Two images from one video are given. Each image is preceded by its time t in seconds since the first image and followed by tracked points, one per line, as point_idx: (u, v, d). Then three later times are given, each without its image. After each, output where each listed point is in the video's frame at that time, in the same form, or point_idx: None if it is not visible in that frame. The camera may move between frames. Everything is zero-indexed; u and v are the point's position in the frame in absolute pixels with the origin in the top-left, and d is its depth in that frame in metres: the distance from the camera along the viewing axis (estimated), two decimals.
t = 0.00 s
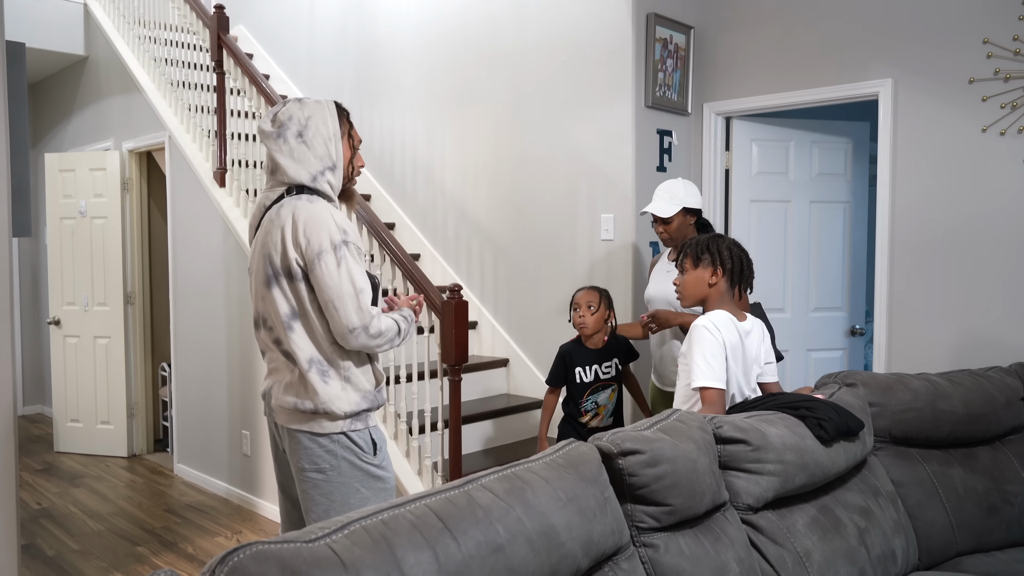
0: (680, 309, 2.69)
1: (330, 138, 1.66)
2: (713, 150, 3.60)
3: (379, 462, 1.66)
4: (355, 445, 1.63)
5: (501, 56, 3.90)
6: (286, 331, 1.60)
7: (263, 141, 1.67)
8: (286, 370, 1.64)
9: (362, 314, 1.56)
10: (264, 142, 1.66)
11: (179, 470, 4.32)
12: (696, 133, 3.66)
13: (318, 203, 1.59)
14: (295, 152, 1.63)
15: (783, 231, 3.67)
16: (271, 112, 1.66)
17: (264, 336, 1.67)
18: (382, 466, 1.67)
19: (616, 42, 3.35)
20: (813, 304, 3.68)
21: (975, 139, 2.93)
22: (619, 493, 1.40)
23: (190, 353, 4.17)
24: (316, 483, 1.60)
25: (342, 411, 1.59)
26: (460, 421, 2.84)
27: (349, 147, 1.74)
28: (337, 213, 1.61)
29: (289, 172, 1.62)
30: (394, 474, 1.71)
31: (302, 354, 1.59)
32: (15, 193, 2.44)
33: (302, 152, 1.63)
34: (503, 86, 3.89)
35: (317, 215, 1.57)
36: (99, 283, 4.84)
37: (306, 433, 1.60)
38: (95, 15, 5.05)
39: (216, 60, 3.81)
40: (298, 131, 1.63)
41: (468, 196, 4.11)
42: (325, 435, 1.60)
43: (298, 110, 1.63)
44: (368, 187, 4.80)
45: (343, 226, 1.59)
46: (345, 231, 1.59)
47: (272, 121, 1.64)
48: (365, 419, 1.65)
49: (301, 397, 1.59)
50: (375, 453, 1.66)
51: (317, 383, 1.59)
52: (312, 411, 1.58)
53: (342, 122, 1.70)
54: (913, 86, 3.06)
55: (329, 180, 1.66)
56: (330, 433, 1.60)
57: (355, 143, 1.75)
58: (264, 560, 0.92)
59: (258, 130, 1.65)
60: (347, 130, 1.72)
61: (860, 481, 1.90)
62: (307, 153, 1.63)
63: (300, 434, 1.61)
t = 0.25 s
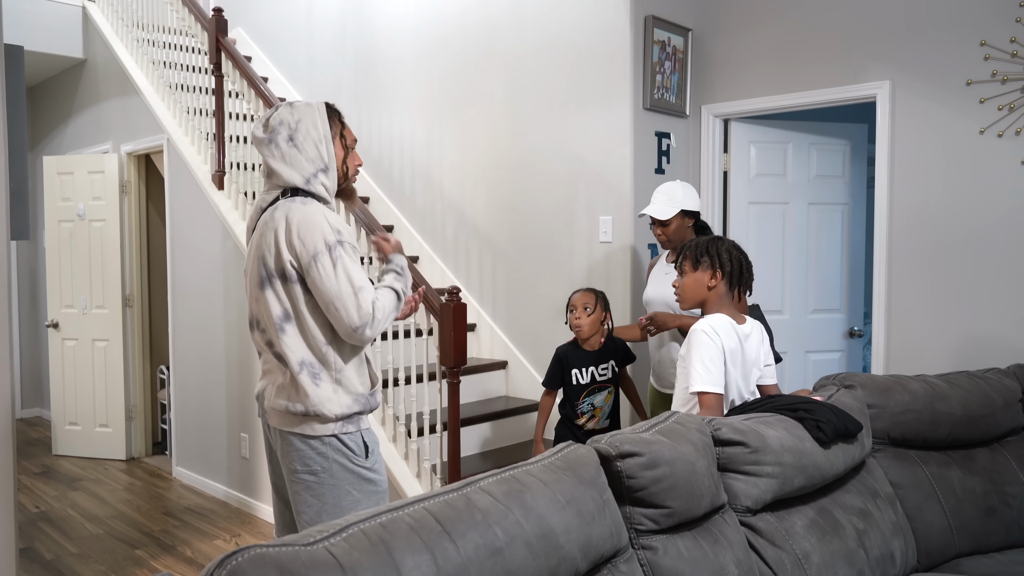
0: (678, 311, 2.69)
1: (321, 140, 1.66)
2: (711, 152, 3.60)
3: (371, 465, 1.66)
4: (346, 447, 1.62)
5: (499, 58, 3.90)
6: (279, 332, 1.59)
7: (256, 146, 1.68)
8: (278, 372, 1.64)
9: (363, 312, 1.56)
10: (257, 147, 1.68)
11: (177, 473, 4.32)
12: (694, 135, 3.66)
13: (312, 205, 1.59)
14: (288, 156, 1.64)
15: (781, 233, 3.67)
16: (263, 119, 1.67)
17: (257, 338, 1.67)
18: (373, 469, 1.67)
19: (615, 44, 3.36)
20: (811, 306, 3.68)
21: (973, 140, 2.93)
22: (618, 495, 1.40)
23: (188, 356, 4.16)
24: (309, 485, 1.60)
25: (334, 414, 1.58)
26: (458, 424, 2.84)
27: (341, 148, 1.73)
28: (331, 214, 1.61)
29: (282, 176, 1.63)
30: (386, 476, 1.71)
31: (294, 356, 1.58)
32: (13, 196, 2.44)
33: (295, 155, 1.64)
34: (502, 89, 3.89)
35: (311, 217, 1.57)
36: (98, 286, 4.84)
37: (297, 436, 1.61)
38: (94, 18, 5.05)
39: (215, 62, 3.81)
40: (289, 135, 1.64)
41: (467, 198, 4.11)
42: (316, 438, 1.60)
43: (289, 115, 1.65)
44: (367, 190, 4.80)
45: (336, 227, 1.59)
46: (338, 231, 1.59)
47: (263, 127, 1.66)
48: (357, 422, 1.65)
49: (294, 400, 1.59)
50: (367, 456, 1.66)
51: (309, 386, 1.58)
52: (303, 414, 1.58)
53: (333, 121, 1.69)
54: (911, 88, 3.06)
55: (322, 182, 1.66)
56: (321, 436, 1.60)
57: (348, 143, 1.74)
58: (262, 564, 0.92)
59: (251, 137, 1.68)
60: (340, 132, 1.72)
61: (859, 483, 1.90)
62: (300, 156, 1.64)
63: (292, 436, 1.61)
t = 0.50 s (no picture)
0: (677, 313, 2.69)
1: (319, 142, 1.66)
2: (710, 154, 3.60)
3: (372, 468, 1.66)
4: (346, 450, 1.62)
5: (498, 61, 3.90)
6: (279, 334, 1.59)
7: (257, 150, 1.69)
8: (278, 374, 1.64)
9: (356, 317, 1.56)
10: (258, 151, 1.69)
11: (176, 475, 4.31)
12: (692, 137, 3.67)
13: (311, 208, 1.59)
14: (287, 159, 1.64)
15: (780, 235, 3.68)
16: (263, 124, 1.69)
17: (257, 340, 1.67)
18: (374, 471, 1.67)
19: (613, 46, 3.36)
20: (810, 308, 3.68)
21: (971, 142, 2.94)
22: (617, 497, 1.40)
23: (187, 358, 4.16)
24: (308, 487, 1.60)
25: (335, 415, 1.58)
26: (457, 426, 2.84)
27: (340, 150, 1.72)
28: (330, 217, 1.61)
29: (281, 178, 1.63)
30: (387, 479, 1.71)
31: (294, 358, 1.59)
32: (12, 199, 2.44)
33: (294, 158, 1.64)
34: (500, 91, 3.89)
35: (309, 220, 1.57)
36: (96, 289, 4.84)
37: (298, 438, 1.61)
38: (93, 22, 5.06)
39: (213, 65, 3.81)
40: (288, 138, 1.65)
41: (465, 200, 4.11)
42: (316, 440, 1.60)
43: (287, 118, 1.66)
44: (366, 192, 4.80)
45: (335, 230, 1.59)
46: (337, 235, 1.59)
47: (263, 132, 1.67)
48: (357, 424, 1.64)
49: (294, 402, 1.60)
50: (367, 459, 1.65)
51: (308, 388, 1.58)
52: (303, 416, 1.58)
53: (332, 123, 1.69)
54: (909, 90, 3.07)
55: (321, 184, 1.66)
56: (322, 438, 1.59)
57: (347, 145, 1.73)
58: (261, 567, 0.92)
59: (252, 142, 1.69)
60: (339, 134, 1.71)
61: (858, 485, 1.90)
62: (299, 158, 1.64)
63: (293, 438, 1.61)
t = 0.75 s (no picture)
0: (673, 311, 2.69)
1: (326, 144, 1.65)
2: (706, 153, 3.61)
3: (374, 466, 1.66)
4: (349, 449, 1.62)
5: (495, 59, 3.90)
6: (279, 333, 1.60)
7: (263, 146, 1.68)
8: (278, 374, 1.64)
9: (347, 322, 1.56)
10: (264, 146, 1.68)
11: (173, 475, 4.31)
12: (689, 136, 3.67)
13: (312, 208, 1.59)
14: (293, 157, 1.64)
15: (776, 234, 3.68)
16: (274, 119, 1.68)
17: (257, 339, 1.67)
18: (377, 470, 1.67)
19: (610, 45, 3.36)
20: (807, 306, 3.69)
21: (967, 141, 2.94)
22: (613, 496, 1.40)
23: (184, 357, 4.16)
24: (311, 487, 1.60)
25: (337, 414, 1.59)
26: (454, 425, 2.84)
27: (347, 154, 1.72)
28: (330, 218, 1.60)
29: (285, 177, 1.63)
30: (389, 478, 1.71)
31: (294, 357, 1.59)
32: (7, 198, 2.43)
33: (299, 157, 1.64)
34: (497, 90, 3.89)
35: (309, 221, 1.57)
36: (92, 288, 4.83)
37: (300, 437, 1.60)
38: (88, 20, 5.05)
39: (209, 64, 3.79)
40: (296, 137, 1.64)
41: (462, 199, 4.11)
42: (319, 439, 1.60)
43: (297, 117, 1.65)
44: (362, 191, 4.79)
45: (335, 232, 1.59)
46: (336, 237, 1.59)
47: (272, 128, 1.67)
48: (359, 423, 1.64)
49: (295, 401, 1.60)
50: (369, 458, 1.65)
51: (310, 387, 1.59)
52: (304, 414, 1.58)
53: (341, 127, 1.70)
54: (905, 88, 3.07)
55: (324, 186, 1.65)
56: (323, 437, 1.59)
57: (354, 150, 1.73)
58: (257, 566, 0.92)
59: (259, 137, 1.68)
60: (347, 138, 1.71)
61: (854, 483, 1.90)
62: (305, 158, 1.64)
63: (294, 437, 1.61)
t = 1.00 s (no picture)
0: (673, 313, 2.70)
1: (333, 146, 1.66)
2: (706, 154, 3.61)
3: (379, 468, 1.67)
4: (353, 451, 1.62)
5: (494, 61, 3.90)
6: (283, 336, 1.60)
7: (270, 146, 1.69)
8: (283, 376, 1.64)
9: (353, 327, 1.55)
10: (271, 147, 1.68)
11: (173, 477, 4.30)
12: (688, 137, 3.67)
13: (318, 212, 1.59)
14: (298, 159, 1.64)
15: (776, 235, 3.68)
16: (282, 119, 1.68)
17: (261, 341, 1.67)
18: (382, 472, 1.68)
19: (608, 47, 3.36)
20: (806, 307, 3.69)
21: (967, 141, 2.95)
22: (614, 497, 1.40)
23: (183, 359, 4.16)
24: (315, 489, 1.60)
25: (343, 417, 1.59)
26: (454, 427, 2.84)
27: (354, 158, 1.72)
28: (337, 222, 1.61)
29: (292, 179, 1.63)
30: (393, 480, 1.71)
31: (300, 361, 1.59)
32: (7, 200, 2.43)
33: (305, 158, 1.64)
34: (497, 90, 3.89)
35: (317, 224, 1.57)
36: (91, 290, 4.83)
37: (305, 439, 1.60)
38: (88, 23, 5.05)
39: (209, 66, 3.80)
40: (303, 138, 1.65)
41: (461, 200, 4.11)
42: (324, 441, 1.60)
43: (305, 118, 1.66)
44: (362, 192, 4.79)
45: (342, 236, 1.59)
46: (343, 241, 1.59)
47: (280, 128, 1.67)
48: (364, 425, 1.65)
49: (300, 404, 1.60)
50: (374, 460, 1.66)
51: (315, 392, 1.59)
52: (311, 417, 1.58)
53: (349, 130, 1.70)
54: (904, 89, 3.07)
55: (331, 189, 1.66)
56: (329, 439, 1.60)
57: (361, 154, 1.74)
58: (258, 568, 0.92)
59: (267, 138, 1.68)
60: (355, 142, 1.72)
61: (854, 484, 1.90)
62: (310, 161, 1.64)
63: (299, 439, 1.61)
